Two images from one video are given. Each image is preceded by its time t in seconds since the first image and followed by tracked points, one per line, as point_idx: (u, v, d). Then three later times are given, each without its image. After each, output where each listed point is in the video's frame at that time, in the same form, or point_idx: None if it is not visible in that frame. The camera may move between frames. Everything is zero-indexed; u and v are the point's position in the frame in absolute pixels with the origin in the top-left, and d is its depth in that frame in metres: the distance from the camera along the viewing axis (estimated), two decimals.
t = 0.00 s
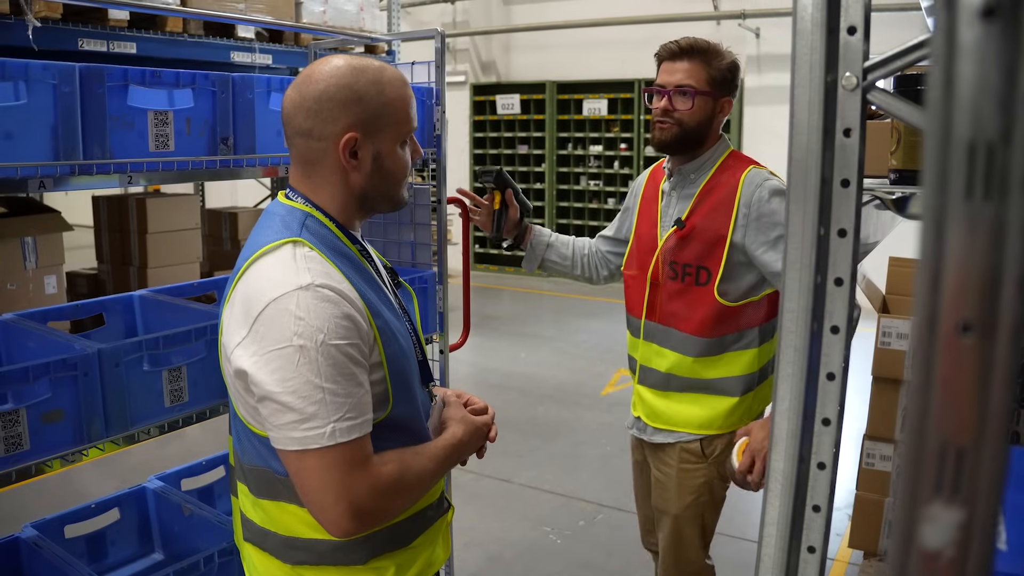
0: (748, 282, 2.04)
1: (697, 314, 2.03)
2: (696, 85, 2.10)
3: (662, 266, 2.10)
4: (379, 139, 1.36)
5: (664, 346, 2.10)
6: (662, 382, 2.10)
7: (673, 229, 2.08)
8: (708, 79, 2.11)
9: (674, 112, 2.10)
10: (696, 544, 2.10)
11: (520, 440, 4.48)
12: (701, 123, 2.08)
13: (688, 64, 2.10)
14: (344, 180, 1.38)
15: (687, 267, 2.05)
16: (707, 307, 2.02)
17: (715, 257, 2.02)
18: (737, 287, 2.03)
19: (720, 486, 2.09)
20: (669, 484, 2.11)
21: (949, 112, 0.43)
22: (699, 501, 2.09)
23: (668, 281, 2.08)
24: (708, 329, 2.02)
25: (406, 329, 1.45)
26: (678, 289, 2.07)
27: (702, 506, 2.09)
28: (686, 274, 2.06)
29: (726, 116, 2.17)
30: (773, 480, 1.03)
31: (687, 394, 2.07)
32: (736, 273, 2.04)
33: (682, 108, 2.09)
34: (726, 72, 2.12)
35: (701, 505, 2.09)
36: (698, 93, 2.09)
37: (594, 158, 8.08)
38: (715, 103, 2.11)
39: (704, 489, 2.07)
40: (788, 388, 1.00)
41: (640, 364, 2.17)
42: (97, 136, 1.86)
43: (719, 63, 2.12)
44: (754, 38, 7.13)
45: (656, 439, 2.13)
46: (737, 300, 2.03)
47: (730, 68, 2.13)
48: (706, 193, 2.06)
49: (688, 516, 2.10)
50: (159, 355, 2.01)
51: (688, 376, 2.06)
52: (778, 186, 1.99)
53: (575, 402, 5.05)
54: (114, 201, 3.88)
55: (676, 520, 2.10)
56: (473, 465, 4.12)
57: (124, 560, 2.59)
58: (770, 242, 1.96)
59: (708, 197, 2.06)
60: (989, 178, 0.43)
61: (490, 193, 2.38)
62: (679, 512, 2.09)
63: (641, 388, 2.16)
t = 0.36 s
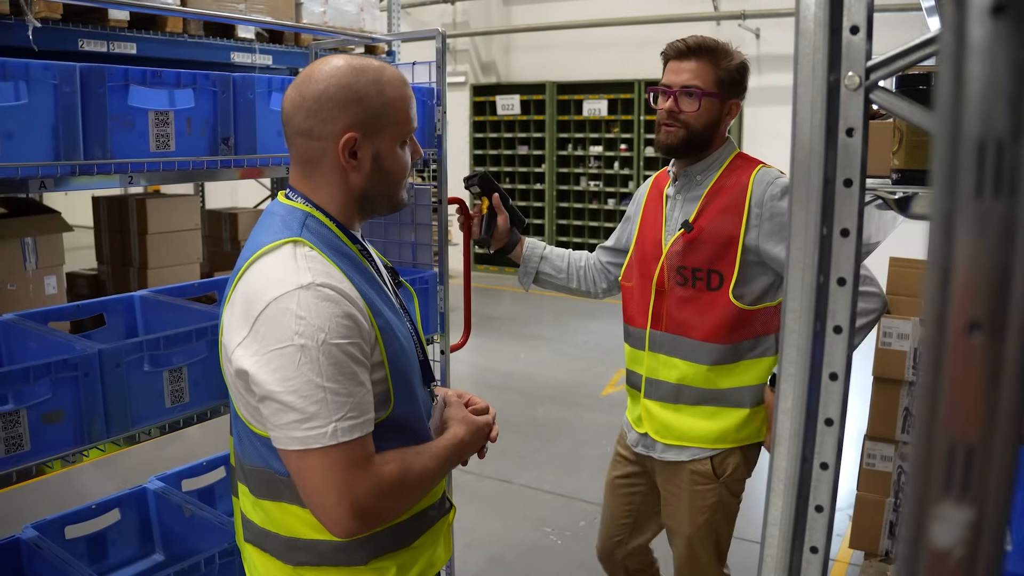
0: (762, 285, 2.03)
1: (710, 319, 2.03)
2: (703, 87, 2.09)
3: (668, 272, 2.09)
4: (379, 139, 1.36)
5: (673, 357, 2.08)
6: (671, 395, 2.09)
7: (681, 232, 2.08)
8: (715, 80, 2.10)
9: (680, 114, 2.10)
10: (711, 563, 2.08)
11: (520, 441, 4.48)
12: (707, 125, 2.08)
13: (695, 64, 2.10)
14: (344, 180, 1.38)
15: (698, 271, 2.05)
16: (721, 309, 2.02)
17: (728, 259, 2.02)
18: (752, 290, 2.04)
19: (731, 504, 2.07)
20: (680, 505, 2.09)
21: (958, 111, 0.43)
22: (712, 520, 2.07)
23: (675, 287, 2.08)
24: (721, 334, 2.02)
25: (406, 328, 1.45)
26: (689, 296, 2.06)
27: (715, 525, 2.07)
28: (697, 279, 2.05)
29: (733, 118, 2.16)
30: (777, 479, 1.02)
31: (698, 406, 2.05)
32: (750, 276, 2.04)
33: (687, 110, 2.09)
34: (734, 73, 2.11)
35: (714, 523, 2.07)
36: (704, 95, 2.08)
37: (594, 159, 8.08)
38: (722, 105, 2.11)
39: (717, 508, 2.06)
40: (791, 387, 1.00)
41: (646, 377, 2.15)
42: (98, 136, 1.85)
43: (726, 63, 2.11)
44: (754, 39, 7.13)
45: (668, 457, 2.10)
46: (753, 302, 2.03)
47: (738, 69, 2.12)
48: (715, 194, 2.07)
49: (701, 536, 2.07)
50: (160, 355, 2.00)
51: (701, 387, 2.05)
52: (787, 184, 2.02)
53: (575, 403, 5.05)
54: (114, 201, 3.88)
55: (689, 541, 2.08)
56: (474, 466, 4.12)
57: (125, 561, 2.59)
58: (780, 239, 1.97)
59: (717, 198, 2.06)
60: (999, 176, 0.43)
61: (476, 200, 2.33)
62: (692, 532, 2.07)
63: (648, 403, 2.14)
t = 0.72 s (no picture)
0: (768, 285, 2.02)
1: (714, 322, 2.02)
2: (704, 90, 2.09)
3: (669, 275, 2.08)
4: (373, 138, 1.35)
5: (675, 359, 2.08)
6: (675, 397, 2.08)
7: (682, 236, 2.07)
8: (716, 84, 2.09)
9: (680, 118, 2.09)
10: (714, 567, 2.08)
11: (520, 442, 4.47)
12: (707, 128, 2.07)
13: (696, 66, 2.09)
14: (339, 180, 1.37)
15: (701, 275, 2.05)
16: (727, 311, 2.01)
17: (733, 262, 2.02)
18: (758, 291, 2.03)
19: (735, 507, 2.08)
20: (684, 509, 2.07)
21: (964, 109, 0.43)
22: (715, 524, 2.07)
23: (677, 289, 2.08)
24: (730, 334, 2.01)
25: (405, 327, 1.44)
26: (693, 300, 2.06)
27: (719, 528, 2.07)
28: (700, 282, 2.05)
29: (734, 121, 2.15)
30: (776, 482, 1.02)
31: (701, 407, 2.05)
32: (755, 278, 2.03)
33: (687, 114, 2.08)
34: (736, 76, 2.11)
35: (717, 527, 2.07)
36: (704, 99, 2.08)
37: (594, 159, 8.08)
38: (722, 109, 2.10)
39: (721, 511, 2.06)
40: (792, 388, 0.99)
41: (647, 380, 2.14)
42: (95, 137, 1.84)
43: (728, 66, 2.10)
44: (754, 39, 7.13)
45: (676, 461, 2.07)
46: (758, 303, 2.02)
47: (740, 71, 2.11)
48: (715, 198, 2.06)
49: (704, 540, 2.07)
50: (158, 357, 1.99)
51: (705, 387, 2.04)
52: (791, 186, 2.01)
53: (575, 404, 5.04)
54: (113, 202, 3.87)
55: (693, 545, 2.07)
56: (473, 466, 4.11)
57: (123, 562, 2.58)
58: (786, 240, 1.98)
59: (718, 201, 2.05)
60: (1005, 175, 0.43)
61: (471, 201, 2.32)
62: (696, 536, 2.06)
63: (650, 406, 2.12)
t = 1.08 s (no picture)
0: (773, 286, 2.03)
1: (716, 324, 2.02)
2: (703, 95, 2.08)
3: (670, 277, 2.08)
4: (364, 131, 1.34)
5: (680, 358, 2.07)
6: (682, 396, 2.08)
7: (683, 242, 2.06)
8: (716, 88, 2.09)
9: (680, 122, 2.08)
10: (724, 567, 2.10)
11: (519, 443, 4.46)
12: (707, 132, 2.06)
13: (696, 70, 2.09)
14: (333, 177, 1.37)
15: (702, 278, 2.04)
16: (732, 310, 2.02)
17: (734, 264, 2.02)
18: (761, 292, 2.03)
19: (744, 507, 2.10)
20: (699, 513, 2.07)
21: (955, 112, 0.43)
22: (727, 526, 2.08)
23: (677, 291, 2.07)
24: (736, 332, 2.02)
25: (402, 327, 1.44)
26: (695, 303, 2.05)
27: (730, 530, 2.08)
28: (701, 285, 2.04)
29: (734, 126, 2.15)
30: (772, 484, 1.02)
31: (710, 404, 2.05)
32: (758, 280, 2.04)
33: (687, 118, 2.08)
34: (736, 81, 2.10)
35: (729, 528, 2.08)
36: (704, 103, 2.08)
37: (593, 160, 8.07)
38: (722, 113, 2.10)
39: (732, 512, 2.07)
40: (788, 389, 0.99)
41: (651, 382, 2.13)
42: (92, 138, 1.84)
43: (728, 71, 2.09)
44: (754, 40, 7.12)
45: (689, 463, 2.06)
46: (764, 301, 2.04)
47: (741, 75, 2.10)
48: (716, 204, 2.06)
49: (717, 542, 2.08)
50: (156, 358, 1.99)
51: (713, 385, 2.04)
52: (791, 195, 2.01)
53: (574, 405, 5.03)
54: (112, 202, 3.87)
55: (706, 548, 2.08)
56: (472, 467, 4.11)
57: (120, 564, 2.57)
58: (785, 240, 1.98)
59: (718, 208, 2.06)
60: (996, 180, 0.43)
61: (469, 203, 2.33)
62: (710, 539, 2.07)
63: (657, 407, 2.11)
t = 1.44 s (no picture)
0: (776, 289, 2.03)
1: (719, 326, 2.01)
2: (700, 96, 2.08)
3: (671, 280, 2.07)
4: (355, 126, 1.34)
5: (684, 361, 2.07)
6: (688, 400, 2.07)
7: (684, 244, 2.05)
8: (713, 90, 2.09)
9: (676, 123, 2.08)
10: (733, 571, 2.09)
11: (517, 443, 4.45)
12: (703, 135, 2.06)
13: (694, 72, 2.08)
14: (325, 172, 1.36)
15: (705, 280, 2.03)
16: (740, 312, 2.00)
17: (737, 265, 2.01)
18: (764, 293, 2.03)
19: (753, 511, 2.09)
20: (710, 518, 2.06)
21: (941, 106, 0.42)
22: (736, 531, 2.07)
23: (678, 293, 2.06)
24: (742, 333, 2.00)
25: (397, 327, 1.43)
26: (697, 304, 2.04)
27: (740, 534, 2.07)
28: (703, 287, 2.03)
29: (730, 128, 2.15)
30: (767, 486, 1.01)
31: (718, 408, 2.04)
32: (761, 281, 2.03)
33: (683, 120, 2.07)
34: (733, 84, 2.10)
35: (738, 533, 2.07)
36: (701, 105, 2.07)
37: (592, 160, 8.06)
38: (718, 116, 2.09)
39: (742, 516, 2.06)
40: (783, 391, 0.99)
41: (655, 387, 2.12)
42: (85, 138, 1.84)
43: (726, 73, 2.09)
44: (753, 40, 7.13)
45: (700, 469, 2.06)
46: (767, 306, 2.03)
47: (738, 78, 2.10)
48: (715, 205, 2.05)
49: (726, 546, 2.07)
50: (151, 358, 1.98)
51: (720, 389, 2.03)
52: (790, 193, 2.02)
53: (573, 405, 5.03)
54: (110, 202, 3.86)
55: (716, 552, 2.07)
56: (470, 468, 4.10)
57: (116, 565, 2.56)
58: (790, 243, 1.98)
59: (718, 208, 2.05)
60: (984, 177, 0.42)
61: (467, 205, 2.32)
62: (720, 543, 2.06)
63: (663, 412, 2.10)
